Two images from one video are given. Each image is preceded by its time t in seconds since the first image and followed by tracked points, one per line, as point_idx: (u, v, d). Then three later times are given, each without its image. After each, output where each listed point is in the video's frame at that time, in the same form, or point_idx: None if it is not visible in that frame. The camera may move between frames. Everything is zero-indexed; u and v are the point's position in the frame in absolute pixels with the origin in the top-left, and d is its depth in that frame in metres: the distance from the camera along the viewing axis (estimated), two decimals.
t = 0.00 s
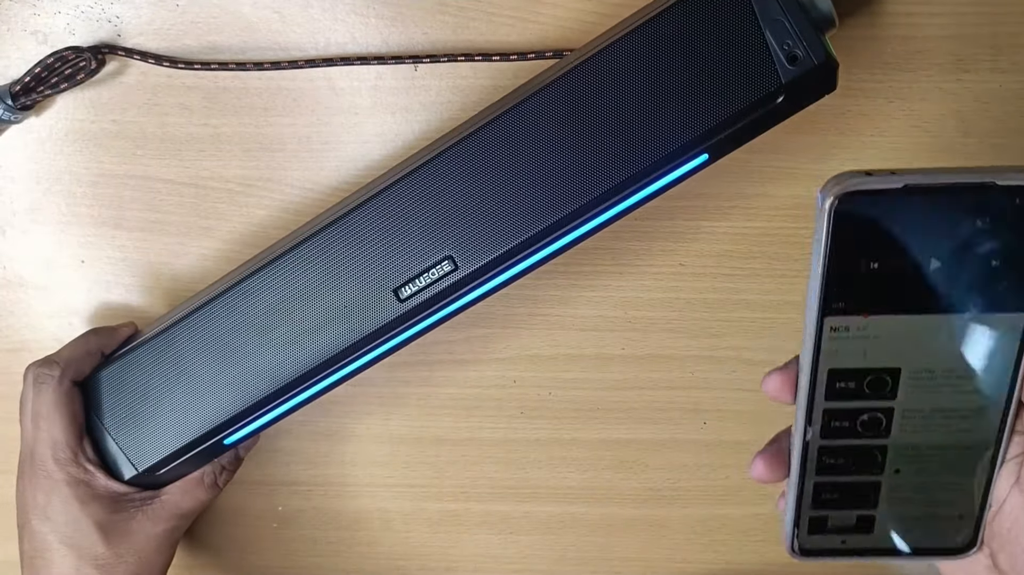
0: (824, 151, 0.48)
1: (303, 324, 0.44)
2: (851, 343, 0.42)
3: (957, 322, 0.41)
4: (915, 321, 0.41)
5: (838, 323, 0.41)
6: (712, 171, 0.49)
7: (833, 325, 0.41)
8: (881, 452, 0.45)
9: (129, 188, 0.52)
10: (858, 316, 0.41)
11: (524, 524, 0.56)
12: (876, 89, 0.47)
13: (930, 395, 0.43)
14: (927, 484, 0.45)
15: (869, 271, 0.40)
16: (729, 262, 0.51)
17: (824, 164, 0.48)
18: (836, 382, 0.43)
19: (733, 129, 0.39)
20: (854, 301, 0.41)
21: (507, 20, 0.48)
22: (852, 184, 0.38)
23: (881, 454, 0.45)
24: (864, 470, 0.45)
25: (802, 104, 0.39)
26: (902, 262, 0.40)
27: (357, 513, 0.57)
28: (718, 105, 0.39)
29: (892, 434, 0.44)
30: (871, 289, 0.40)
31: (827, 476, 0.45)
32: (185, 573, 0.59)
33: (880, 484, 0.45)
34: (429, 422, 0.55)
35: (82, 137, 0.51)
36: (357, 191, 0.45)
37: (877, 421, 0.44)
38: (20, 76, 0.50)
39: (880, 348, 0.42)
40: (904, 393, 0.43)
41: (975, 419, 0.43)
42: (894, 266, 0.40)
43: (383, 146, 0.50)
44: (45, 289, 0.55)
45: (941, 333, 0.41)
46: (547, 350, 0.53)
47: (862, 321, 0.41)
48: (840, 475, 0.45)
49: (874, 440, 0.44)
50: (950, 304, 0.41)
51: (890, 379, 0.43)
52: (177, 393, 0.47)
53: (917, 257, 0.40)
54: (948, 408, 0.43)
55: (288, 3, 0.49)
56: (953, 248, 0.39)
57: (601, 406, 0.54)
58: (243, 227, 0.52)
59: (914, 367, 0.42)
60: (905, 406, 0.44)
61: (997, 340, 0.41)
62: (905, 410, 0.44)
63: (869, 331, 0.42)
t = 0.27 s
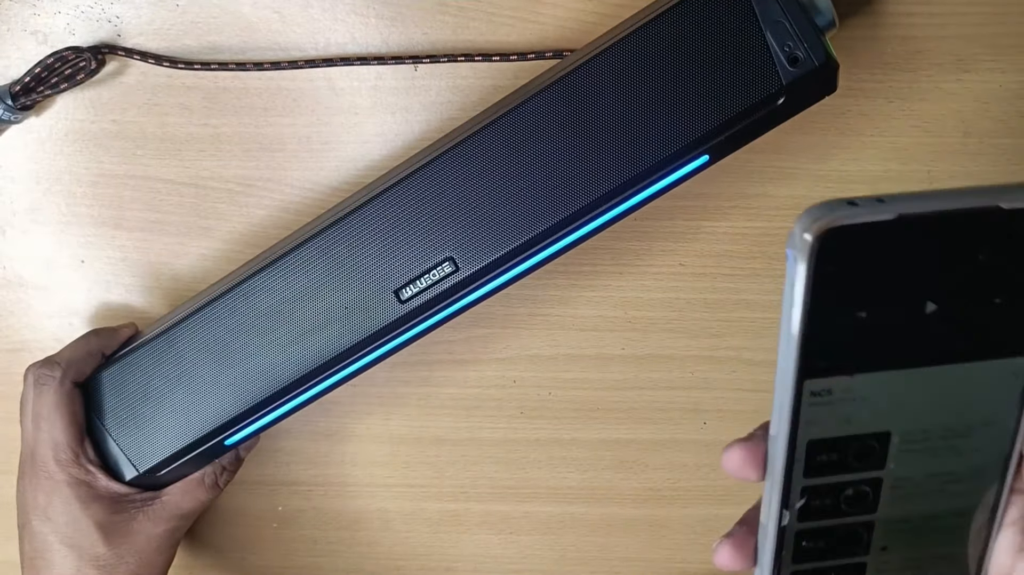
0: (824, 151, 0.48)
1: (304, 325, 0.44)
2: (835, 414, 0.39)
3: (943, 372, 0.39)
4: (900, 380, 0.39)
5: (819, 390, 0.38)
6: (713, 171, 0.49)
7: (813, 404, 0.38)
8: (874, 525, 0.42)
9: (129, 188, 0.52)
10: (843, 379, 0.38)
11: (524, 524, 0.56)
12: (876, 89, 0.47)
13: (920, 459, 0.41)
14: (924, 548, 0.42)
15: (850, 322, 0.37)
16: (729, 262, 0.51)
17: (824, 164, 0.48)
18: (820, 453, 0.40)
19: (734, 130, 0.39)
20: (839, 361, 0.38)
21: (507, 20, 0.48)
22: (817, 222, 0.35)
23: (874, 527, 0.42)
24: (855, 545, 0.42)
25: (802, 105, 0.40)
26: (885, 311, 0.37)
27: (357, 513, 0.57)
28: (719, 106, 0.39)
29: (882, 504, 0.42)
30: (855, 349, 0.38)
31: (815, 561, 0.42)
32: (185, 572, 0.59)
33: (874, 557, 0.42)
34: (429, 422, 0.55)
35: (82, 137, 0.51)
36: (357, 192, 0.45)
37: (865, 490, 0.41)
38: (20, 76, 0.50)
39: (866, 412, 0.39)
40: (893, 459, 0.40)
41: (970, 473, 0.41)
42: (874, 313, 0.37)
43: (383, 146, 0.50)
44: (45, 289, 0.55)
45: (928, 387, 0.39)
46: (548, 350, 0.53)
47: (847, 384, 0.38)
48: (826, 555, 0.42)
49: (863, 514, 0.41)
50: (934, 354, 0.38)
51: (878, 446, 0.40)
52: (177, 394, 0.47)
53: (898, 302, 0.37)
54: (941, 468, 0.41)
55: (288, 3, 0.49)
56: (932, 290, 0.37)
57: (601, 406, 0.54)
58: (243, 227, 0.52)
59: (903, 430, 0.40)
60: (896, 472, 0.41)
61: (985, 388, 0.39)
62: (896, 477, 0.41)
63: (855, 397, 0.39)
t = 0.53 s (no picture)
0: (824, 151, 0.48)
1: (305, 326, 0.44)
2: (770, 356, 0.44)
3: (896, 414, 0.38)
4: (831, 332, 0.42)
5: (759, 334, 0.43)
6: (713, 171, 0.49)
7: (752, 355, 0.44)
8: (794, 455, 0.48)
9: (128, 188, 0.52)
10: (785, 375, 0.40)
11: (524, 524, 0.56)
12: (876, 89, 0.47)
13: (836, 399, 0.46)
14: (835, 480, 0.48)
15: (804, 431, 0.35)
16: (729, 262, 0.51)
17: (824, 164, 0.48)
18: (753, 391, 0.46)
19: (735, 131, 0.39)
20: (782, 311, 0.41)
21: (507, 20, 0.48)
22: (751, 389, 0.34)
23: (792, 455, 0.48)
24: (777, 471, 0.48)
25: (802, 106, 0.40)
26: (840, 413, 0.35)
27: (357, 513, 0.57)
28: (720, 107, 0.39)
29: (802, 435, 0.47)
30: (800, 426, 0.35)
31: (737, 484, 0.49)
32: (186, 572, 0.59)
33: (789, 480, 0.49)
34: (429, 422, 0.55)
35: (82, 137, 0.51)
36: (358, 193, 0.45)
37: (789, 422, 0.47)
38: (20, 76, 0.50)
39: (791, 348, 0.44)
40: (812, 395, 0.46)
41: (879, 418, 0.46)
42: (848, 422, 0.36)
43: (382, 146, 0.50)
44: (45, 289, 0.55)
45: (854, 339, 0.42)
46: (548, 350, 0.53)
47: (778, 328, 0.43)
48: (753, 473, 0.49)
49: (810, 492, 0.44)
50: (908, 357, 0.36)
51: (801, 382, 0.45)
52: (178, 395, 0.47)
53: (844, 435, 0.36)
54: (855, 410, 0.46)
55: (288, 3, 0.49)
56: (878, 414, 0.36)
57: (601, 406, 0.54)
58: (243, 227, 0.52)
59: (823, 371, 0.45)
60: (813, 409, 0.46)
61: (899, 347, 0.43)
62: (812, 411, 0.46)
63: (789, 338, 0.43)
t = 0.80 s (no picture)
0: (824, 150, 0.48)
1: (306, 327, 0.44)
2: (749, 350, 0.40)
3: (875, 301, 0.37)
4: (806, 307, 0.38)
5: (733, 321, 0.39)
6: (713, 171, 0.49)
7: (730, 352, 0.40)
8: (773, 460, 0.43)
9: (129, 188, 0.52)
10: (780, 286, 0.37)
11: (524, 524, 0.56)
12: (875, 89, 0.47)
13: (820, 406, 0.41)
14: (811, 480, 0.44)
15: (802, 241, 0.36)
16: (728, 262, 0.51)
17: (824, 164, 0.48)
18: (731, 394, 0.41)
19: (736, 133, 0.39)
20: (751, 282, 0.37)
21: (507, 21, 0.48)
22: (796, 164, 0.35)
23: (771, 463, 0.43)
24: (757, 471, 0.44)
25: (804, 107, 0.39)
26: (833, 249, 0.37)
27: (357, 513, 0.57)
28: (721, 109, 0.39)
29: (785, 441, 0.42)
30: (844, 203, 0.35)
31: (712, 482, 0.44)
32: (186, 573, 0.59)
33: (769, 483, 0.44)
34: (429, 422, 0.55)
35: (82, 137, 0.51)
36: (359, 195, 0.45)
37: (771, 428, 0.42)
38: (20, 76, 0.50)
39: (768, 342, 0.39)
40: (799, 405, 0.41)
41: (859, 427, 0.42)
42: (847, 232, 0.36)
43: (383, 146, 0.50)
44: (45, 289, 0.55)
45: (837, 322, 0.38)
46: (548, 350, 0.53)
47: (755, 309, 0.38)
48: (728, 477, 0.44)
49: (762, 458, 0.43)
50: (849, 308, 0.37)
51: (786, 388, 0.40)
52: (178, 396, 0.47)
53: (841, 222, 0.36)
54: (836, 418, 0.41)
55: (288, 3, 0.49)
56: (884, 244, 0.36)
57: (601, 406, 0.54)
58: (243, 226, 0.52)
59: (809, 376, 0.40)
60: (797, 415, 0.41)
61: (878, 344, 0.39)
62: (795, 420, 0.42)
63: (763, 328, 0.39)
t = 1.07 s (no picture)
0: (824, 151, 0.48)
1: (305, 326, 0.44)
2: (472, 474, 0.41)
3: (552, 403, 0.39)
4: (470, 441, 0.40)
5: (448, 463, 0.40)
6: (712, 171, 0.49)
7: (460, 473, 0.41)
8: (548, 541, 0.45)
9: (128, 188, 0.52)
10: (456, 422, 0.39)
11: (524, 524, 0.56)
12: (875, 89, 0.47)
13: (558, 493, 0.43)
14: (596, 546, 0.45)
15: (440, 397, 0.38)
16: (728, 262, 0.51)
17: (824, 164, 0.48)
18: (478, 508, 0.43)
19: (735, 132, 0.40)
20: (428, 433, 0.39)
21: (507, 20, 0.48)
22: (397, 336, 0.36)
23: (550, 544, 0.45)
24: (548, 553, 0.45)
25: (802, 107, 0.40)
26: (450, 405, 0.38)
27: (356, 513, 0.57)
28: (721, 108, 0.39)
29: (549, 527, 0.44)
30: (438, 362, 0.37)
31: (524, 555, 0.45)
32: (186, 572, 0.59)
33: (566, 554, 0.45)
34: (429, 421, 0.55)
35: (82, 137, 0.51)
36: (359, 194, 0.45)
37: (529, 521, 0.44)
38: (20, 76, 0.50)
39: (485, 465, 0.41)
40: (539, 497, 0.43)
41: (593, 498, 0.43)
42: (459, 387, 0.38)
43: (383, 146, 0.50)
44: (45, 288, 0.55)
45: (543, 428, 0.40)
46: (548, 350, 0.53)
47: (448, 447, 0.40)
48: (528, 544, 0.45)
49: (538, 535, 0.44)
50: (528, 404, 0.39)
51: (519, 493, 0.42)
52: (177, 395, 0.47)
53: (453, 373, 0.38)
54: (571, 500, 0.43)
55: (288, 3, 0.49)
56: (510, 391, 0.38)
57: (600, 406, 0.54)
58: (243, 226, 0.52)
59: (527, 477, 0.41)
60: (542, 504, 0.43)
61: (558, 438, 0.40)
62: (545, 509, 0.43)
63: (465, 457, 0.40)
